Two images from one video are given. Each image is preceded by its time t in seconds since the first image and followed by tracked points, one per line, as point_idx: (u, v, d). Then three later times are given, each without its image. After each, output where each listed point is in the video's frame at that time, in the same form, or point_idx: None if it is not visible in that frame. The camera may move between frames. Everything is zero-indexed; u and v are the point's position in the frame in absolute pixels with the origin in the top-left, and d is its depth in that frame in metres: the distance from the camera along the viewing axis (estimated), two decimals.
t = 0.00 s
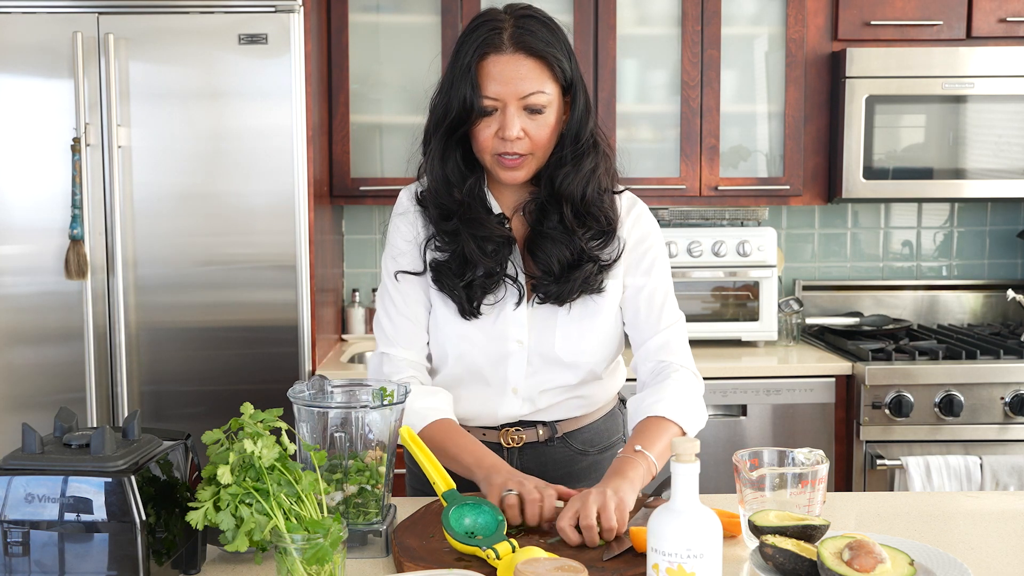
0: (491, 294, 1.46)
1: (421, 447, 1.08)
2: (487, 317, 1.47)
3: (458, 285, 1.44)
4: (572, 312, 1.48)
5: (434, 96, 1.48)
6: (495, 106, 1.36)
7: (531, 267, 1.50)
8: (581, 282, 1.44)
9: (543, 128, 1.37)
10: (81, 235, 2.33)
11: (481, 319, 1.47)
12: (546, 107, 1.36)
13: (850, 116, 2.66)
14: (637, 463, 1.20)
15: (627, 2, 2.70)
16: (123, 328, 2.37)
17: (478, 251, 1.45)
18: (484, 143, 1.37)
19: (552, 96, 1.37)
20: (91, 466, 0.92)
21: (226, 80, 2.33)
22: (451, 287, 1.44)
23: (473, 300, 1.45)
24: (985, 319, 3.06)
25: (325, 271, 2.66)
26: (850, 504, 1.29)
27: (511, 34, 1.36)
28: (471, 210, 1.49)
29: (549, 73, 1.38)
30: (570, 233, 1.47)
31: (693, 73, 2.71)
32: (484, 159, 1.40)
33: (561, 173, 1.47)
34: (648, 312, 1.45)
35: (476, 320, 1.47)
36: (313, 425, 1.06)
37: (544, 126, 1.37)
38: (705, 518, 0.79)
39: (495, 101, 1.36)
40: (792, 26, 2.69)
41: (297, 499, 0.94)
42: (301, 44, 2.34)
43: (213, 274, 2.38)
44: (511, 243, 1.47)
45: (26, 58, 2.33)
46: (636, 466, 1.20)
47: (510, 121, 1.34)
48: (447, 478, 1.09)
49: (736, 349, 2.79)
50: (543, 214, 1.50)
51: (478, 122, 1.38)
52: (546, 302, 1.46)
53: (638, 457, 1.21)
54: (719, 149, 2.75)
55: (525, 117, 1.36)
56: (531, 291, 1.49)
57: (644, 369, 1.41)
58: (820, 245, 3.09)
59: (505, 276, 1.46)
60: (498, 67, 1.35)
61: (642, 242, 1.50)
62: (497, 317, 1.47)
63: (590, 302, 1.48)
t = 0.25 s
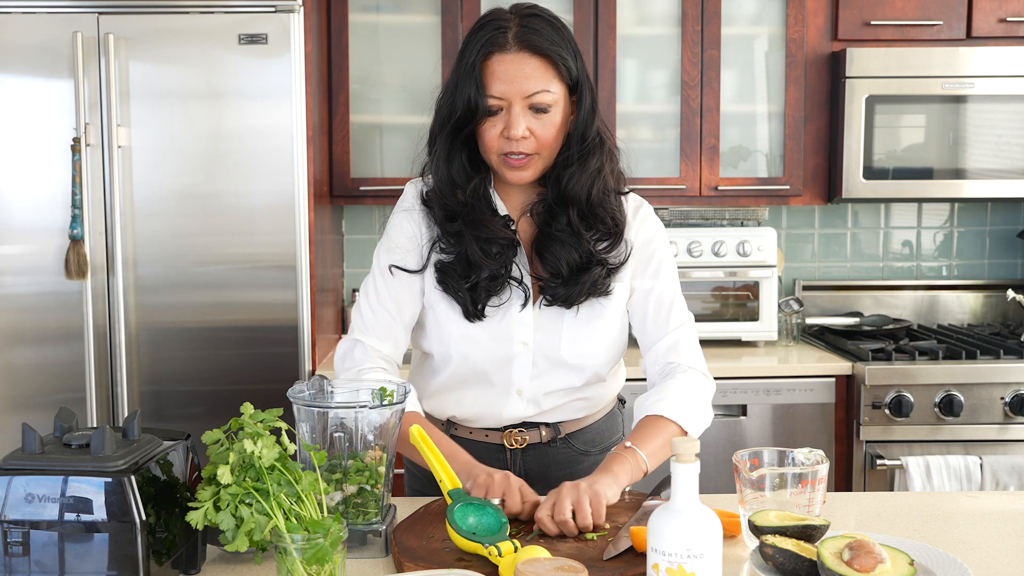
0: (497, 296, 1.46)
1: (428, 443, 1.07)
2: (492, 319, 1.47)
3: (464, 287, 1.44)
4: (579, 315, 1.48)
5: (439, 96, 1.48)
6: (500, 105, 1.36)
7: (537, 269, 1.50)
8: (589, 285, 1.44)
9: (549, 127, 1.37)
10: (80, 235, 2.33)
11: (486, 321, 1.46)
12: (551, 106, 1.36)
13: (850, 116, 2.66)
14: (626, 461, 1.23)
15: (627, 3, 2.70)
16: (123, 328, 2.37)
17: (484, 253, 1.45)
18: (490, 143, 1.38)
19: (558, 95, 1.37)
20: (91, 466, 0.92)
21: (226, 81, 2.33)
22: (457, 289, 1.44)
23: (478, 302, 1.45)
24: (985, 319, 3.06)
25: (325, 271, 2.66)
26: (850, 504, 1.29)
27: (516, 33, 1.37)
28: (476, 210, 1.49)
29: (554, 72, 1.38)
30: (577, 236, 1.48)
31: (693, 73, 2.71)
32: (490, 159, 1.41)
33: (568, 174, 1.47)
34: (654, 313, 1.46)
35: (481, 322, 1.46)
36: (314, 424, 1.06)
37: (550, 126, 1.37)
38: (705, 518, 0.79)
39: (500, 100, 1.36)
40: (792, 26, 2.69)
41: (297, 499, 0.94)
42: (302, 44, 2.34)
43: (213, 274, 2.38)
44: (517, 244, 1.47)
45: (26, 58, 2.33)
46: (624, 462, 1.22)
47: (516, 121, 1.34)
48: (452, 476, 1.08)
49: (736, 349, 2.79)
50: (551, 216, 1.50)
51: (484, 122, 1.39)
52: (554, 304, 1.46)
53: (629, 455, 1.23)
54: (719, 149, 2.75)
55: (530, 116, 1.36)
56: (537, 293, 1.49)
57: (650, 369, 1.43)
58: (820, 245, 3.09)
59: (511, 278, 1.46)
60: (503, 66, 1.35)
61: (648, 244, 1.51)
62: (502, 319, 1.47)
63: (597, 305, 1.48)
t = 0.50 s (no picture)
0: (500, 295, 1.46)
1: (431, 448, 1.09)
2: (494, 317, 1.47)
3: (467, 284, 1.44)
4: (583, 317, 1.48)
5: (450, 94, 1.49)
6: (507, 105, 1.36)
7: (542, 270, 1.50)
8: (594, 290, 1.44)
9: (555, 129, 1.37)
10: (80, 235, 2.33)
11: (488, 319, 1.46)
12: (558, 108, 1.36)
13: (850, 116, 2.66)
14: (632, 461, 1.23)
15: (627, 3, 2.70)
16: (123, 328, 2.37)
17: (489, 252, 1.45)
18: (496, 143, 1.38)
19: (565, 97, 1.37)
20: (92, 466, 0.92)
21: (226, 81, 2.33)
22: (460, 286, 1.44)
23: (481, 300, 1.44)
24: (985, 319, 3.06)
25: (325, 271, 2.66)
26: (850, 505, 1.29)
27: (526, 33, 1.37)
28: (482, 207, 1.49)
29: (563, 74, 1.38)
30: (583, 239, 1.48)
31: (693, 73, 2.71)
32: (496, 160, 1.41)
33: (575, 177, 1.48)
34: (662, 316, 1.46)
35: (483, 320, 1.46)
36: (313, 424, 1.06)
37: (556, 127, 1.37)
38: (705, 518, 0.79)
39: (507, 100, 1.36)
40: (792, 26, 2.69)
41: (296, 499, 0.94)
42: (302, 44, 2.34)
43: (213, 274, 2.38)
44: (521, 243, 1.47)
45: (26, 58, 2.33)
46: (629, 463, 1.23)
47: (522, 122, 1.34)
48: (455, 480, 1.09)
49: (736, 349, 2.79)
50: (557, 218, 1.50)
51: (491, 121, 1.39)
52: (557, 307, 1.46)
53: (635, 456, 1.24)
54: (719, 149, 2.75)
55: (537, 117, 1.36)
56: (541, 294, 1.49)
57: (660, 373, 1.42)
58: (820, 245, 3.09)
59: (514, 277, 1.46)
60: (511, 67, 1.36)
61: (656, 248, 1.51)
62: (505, 318, 1.47)
63: (601, 308, 1.48)
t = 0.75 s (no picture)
0: (493, 290, 1.47)
1: (423, 451, 1.09)
2: (487, 311, 1.48)
3: (460, 278, 1.45)
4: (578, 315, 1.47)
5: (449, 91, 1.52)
6: (498, 99, 1.39)
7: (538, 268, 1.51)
8: (590, 287, 1.43)
9: (544, 124, 1.38)
10: (81, 235, 2.33)
11: (481, 313, 1.48)
12: (547, 103, 1.38)
13: (850, 116, 2.66)
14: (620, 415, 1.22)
15: (627, 3, 2.70)
16: (123, 328, 2.37)
17: (481, 246, 1.46)
18: (488, 137, 1.40)
19: (556, 93, 1.39)
20: (92, 466, 0.92)
21: (226, 81, 2.33)
22: (453, 280, 1.45)
23: (474, 294, 1.45)
24: (985, 319, 3.06)
25: (325, 271, 2.66)
26: (850, 505, 1.29)
27: (519, 30, 1.39)
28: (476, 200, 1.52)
29: (555, 70, 1.40)
30: (580, 237, 1.47)
31: (693, 73, 2.71)
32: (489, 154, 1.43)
33: (571, 174, 1.47)
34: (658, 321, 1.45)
35: (477, 314, 1.47)
36: (312, 424, 1.06)
37: (546, 122, 1.39)
38: (705, 518, 0.79)
39: (498, 94, 1.38)
40: (792, 26, 2.69)
41: (297, 499, 0.94)
42: (302, 44, 2.34)
43: (213, 274, 2.38)
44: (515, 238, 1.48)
45: (26, 58, 2.33)
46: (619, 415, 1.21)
47: (511, 115, 1.36)
48: (450, 481, 1.09)
49: (736, 349, 2.79)
50: (555, 217, 1.50)
51: (484, 116, 1.42)
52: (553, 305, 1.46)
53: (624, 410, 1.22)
54: (720, 149, 2.75)
55: (526, 112, 1.38)
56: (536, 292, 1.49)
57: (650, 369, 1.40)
58: (820, 245, 3.09)
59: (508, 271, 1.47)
60: (503, 62, 1.38)
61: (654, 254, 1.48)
62: (498, 313, 1.47)
63: (596, 305, 1.46)
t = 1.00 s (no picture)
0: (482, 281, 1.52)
1: (427, 449, 1.09)
2: (476, 303, 1.53)
3: (451, 268, 1.51)
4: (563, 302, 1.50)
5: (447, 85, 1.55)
6: (490, 94, 1.42)
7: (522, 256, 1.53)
8: (563, 270, 1.45)
9: (534, 117, 1.41)
10: (81, 235, 2.33)
11: (471, 303, 1.53)
12: (538, 98, 1.41)
13: (850, 116, 2.66)
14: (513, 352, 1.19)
15: (627, 3, 2.70)
16: (123, 328, 2.37)
17: (470, 237, 1.51)
18: (480, 130, 1.43)
19: (547, 89, 1.42)
20: (91, 466, 0.92)
21: (226, 81, 2.33)
22: (445, 270, 1.51)
23: (465, 285, 1.51)
24: (985, 319, 3.06)
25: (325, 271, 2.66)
26: (850, 505, 1.29)
27: (512, 26, 1.42)
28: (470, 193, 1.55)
29: (547, 67, 1.43)
30: (557, 223, 1.48)
31: (693, 73, 2.71)
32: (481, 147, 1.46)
33: (554, 163, 1.48)
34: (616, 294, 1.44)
35: (467, 303, 1.53)
36: (313, 424, 1.06)
37: (535, 116, 1.42)
38: (705, 518, 0.79)
39: (490, 89, 1.42)
40: (792, 26, 2.69)
41: (297, 499, 0.94)
42: (302, 44, 2.34)
43: (213, 274, 2.38)
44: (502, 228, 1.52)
45: (26, 58, 2.33)
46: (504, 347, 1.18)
47: (501, 109, 1.40)
48: (454, 480, 1.08)
49: (736, 349, 2.79)
50: (534, 204, 1.52)
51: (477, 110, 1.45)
52: (530, 288, 1.49)
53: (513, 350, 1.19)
54: (719, 149, 2.75)
55: (517, 106, 1.41)
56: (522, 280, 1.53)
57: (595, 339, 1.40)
58: (820, 245, 3.09)
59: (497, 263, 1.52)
60: (495, 57, 1.41)
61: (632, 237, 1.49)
62: (487, 303, 1.53)
63: (577, 291, 1.49)
